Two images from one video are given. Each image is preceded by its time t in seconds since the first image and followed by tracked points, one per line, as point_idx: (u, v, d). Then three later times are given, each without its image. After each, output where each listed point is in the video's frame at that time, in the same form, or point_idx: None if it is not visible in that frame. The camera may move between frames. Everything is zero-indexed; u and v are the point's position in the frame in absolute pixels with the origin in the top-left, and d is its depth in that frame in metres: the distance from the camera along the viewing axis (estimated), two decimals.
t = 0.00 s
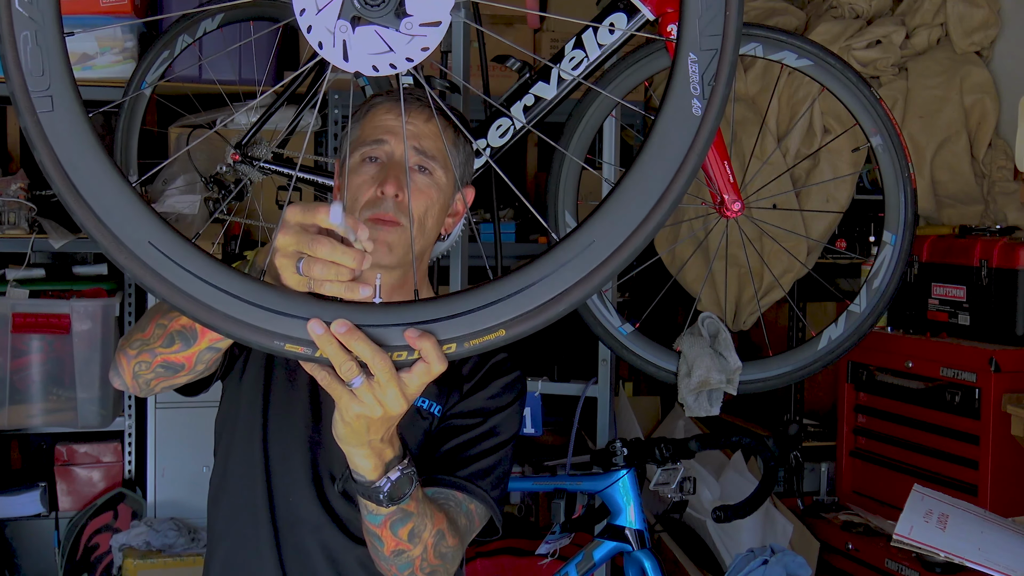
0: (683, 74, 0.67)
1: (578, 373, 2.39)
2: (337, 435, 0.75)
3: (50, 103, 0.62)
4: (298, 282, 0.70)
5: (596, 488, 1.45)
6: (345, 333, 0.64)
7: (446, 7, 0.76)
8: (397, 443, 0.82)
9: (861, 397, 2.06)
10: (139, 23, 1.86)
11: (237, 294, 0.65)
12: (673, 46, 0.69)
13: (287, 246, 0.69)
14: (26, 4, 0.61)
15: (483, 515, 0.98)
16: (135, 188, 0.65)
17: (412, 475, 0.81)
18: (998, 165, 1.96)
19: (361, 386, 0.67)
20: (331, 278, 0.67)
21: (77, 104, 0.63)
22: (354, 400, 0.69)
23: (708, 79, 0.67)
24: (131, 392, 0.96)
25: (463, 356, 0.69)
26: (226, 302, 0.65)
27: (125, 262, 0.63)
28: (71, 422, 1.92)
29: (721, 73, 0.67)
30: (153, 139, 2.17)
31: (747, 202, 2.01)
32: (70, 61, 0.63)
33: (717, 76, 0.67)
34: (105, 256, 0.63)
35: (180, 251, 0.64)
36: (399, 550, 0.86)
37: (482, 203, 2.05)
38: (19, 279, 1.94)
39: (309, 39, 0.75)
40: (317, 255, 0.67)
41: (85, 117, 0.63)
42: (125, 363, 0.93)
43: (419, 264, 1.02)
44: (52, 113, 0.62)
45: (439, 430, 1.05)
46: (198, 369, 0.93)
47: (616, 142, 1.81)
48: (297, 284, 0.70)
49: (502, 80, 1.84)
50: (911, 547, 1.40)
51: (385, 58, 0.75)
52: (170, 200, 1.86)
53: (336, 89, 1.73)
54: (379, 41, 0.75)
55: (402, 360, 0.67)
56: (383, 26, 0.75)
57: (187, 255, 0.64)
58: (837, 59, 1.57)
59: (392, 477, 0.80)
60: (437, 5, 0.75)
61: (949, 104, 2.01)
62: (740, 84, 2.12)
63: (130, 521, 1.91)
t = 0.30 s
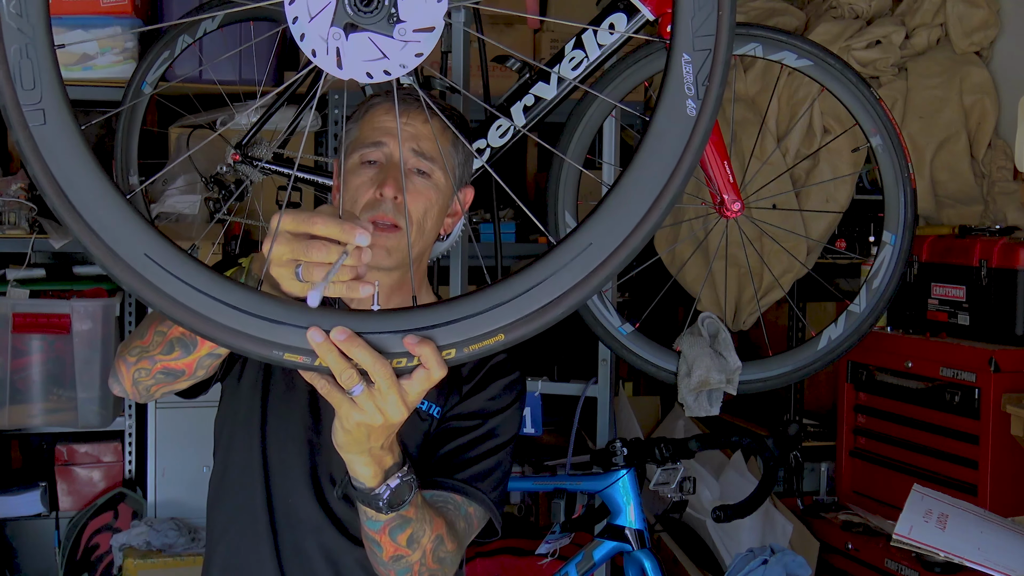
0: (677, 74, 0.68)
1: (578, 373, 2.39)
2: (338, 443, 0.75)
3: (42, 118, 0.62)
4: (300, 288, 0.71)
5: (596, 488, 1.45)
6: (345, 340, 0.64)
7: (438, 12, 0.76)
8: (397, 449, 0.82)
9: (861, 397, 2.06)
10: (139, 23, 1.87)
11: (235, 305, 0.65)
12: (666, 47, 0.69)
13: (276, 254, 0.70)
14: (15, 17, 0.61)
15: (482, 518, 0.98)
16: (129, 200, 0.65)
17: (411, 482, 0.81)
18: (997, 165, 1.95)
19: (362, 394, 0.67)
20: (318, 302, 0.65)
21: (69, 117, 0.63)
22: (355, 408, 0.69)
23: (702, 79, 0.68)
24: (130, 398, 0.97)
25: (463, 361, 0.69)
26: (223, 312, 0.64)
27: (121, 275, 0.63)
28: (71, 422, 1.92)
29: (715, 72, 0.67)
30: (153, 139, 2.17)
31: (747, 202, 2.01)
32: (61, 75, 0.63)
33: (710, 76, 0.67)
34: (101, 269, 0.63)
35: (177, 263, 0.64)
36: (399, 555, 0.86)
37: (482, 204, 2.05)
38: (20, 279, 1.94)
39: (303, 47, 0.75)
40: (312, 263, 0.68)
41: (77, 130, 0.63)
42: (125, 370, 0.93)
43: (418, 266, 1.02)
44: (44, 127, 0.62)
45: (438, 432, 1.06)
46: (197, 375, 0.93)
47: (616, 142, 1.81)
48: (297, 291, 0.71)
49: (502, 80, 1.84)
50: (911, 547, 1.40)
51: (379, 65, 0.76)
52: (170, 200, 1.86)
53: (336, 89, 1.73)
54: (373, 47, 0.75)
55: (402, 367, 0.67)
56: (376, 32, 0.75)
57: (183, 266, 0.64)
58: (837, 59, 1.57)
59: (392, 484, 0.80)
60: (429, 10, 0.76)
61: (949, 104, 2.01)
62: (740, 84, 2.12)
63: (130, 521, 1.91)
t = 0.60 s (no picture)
0: (672, 74, 0.68)
1: (578, 373, 2.40)
2: (337, 446, 0.75)
3: (40, 123, 0.62)
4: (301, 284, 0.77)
5: (596, 488, 1.45)
6: (345, 343, 0.64)
7: (435, 14, 0.76)
8: (396, 452, 0.82)
9: (861, 397, 2.06)
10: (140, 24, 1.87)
11: (233, 309, 0.65)
12: (663, 47, 0.69)
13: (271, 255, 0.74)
14: (10, 21, 0.61)
15: (480, 521, 0.99)
16: (128, 206, 0.65)
17: (411, 485, 0.81)
18: (997, 165, 1.96)
19: (361, 397, 0.67)
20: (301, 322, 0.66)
21: (67, 122, 0.63)
22: (354, 412, 0.69)
23: (698, 79, 0.68)
24: (125, 409, 0.96)
25: (462, 364, 0.69)
26: (223, 317, 0.65)
27: (120, 281, 0.63)
28: (71, 422, 1.93)
29: (711, 72, 0.67)
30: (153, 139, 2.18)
31: (747, 202, 2.02)
32: (58, 79, 0.63)
33: (707, 75, 0.67)
34: (100, 275, 0.63)
35: (176, 268, 0.65)
36: (397, 558, 0.86)
37: (482, 204, 2.05)
38: (20, 279, 1.95)
39: (301, 50, 0.76)
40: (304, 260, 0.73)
41: (75, 135, 0.63)
42: (118, 381, 0.93)
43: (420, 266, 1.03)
44: (42, 132, 0.62)
45: (437, 434, 1.05)
46: (192, 379, 0.94)
47: (616, 142, 1.81)
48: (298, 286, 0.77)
49: (502, 80, 1.85)
50: (911, 547, 1.40)
51: (376, 67, 0.75)
52: (170, 200, 1.87)
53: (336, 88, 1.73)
54: (370, 49, 0.75)
55: (402, 370, 0.67)
56: (373, 35, 0.75)
57: (182, 271, 0.65)
58: (837, 59, 1.57)
59: (391, 487, 0.80)
60: (425, 11, 0.75)
61: (949, 105, 2.01)
62: (740, 84, 2.13)
63: (130, 521, 1.92)
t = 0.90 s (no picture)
0: (686, 82, 0.68)
1: (578, 373, 2.40)
2: (339, 444, 0.75)
3: (52, 108, 0.62)
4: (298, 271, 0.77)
5: (596, 487, 1.46)
6: (348, 340, 0.65)
7: (452, 14, 0.75)
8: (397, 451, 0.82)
9: (861, 397, 2.06)
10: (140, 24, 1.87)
11: (239, 301, 0.66)
12: (675, 56, 0.69)
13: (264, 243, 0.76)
14: (27, 6, 0.61)
15: (479, 522, 0.99)
16: (137, 195, 0.65)
17: (411, 483, 0.81)
18: (997, 165, 1.97)
19: (364, 394, 0.67)
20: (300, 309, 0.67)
21: (79, 110, 0.63)
22: (357, 409, 0.69)
23: (711, 88, 0.68)
24: (117, 415, 0.97)
25: (466, 364, 0.69)
26: (229, 309, 0.65)
27: (127, 270, 0.63)
28: (71, 422, 1.93)
29: (724, 82, 0.68)
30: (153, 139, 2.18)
31: (747, 202, 2.02)
32: (73, 66, 0.63)
33: (719, 86, 0.68)
34: (107, 264, 0.63)
35: (183, 258, 0.65)
36: (397, 558, 0.86)
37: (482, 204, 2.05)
38: (21, 279, 1.95)
39: (316, 45, 0.76)
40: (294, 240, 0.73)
41: (87, 122, 0.63)
42: (107, 386, 0.93)
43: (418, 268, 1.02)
44: (54, 118, 0.62)
45: (437, 435, 1.06)
46: (180, 381, 0.93)
47: (616, 142, 1.81)
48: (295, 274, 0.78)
49: (502, 80, 1.85)
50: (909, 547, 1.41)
51: (391, 64, 0.76)
52: (171, 200, 1.87)
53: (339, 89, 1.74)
54: (385, 47, 0.76)
55: (405, 368, 0.67)
56: (389, 32, 0.76)
57: (189, 263, 0.65)
58: (836, 59, 1.57)
59: (392, 485, 0.80)
60: (442, 10, 0.75)
61: (949, 104, 2.01)
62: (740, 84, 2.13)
63: (130, 521, 1.92)
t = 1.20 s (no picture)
0: (691, 82, 0.68)
1: (578, 373, 2.40)
2: (350, 446, 0.75)
3: (61, 113, 0.62)
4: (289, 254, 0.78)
5: (596, 487, 1.46)
6: (360, 343, 0.64)
7: (461, 16, 0.76)
8: (407, 453, 0.82)
9: (861, 397, 2.06)
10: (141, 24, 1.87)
11: (248, 305, 0.66)
12: (681, 56, 0.69)
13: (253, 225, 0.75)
14: (36, 12, 0.62)
15: (484, 521, 0.99)
16: (146, 198, 0.65)
17: (422, 485, 0.82)
18: (996, 165, 1.97)
19: (377, 397, 0.67)
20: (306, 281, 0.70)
21: (88, 114, 0.64)
22: (369, 411, 0.70)
23: (716, 88, 0.68)
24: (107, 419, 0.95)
25: (477, 365, 0.69)
26: (238, 313, 0.65)
27: (137, 274, 0.63)
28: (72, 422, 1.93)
29: (728, 82, 0.68)
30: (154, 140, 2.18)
31: (746, 202, 2.02)
32: (82, 71, 0.64)
33: (725, 86, 0.68)
34: (117, 268, 0.63)
35: (192, 262, 0.65)
36: (405, 559, 0.86)
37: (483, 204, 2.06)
38: (21, 279, 1.95)
39: (326, 47, 0.76)
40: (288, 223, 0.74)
41: (96, 127, 0.64)
42: (99, 389, 0.92)
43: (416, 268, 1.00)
44: (63, 122, 0.62)
45: (439, 436, 1.06)
46: (173, 378, 0.93)
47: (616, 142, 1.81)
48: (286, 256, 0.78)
49: (502, 80, 1.85)
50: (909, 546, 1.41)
51: (401, 67, 0.76)
52: (171, 201, 1.87)
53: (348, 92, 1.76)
54: (395, 50, 0.76)
55: (416, 370, 0.67)
56: (400, 35, 0.76)
57: (199, 266, 0.65)
58: (836, 59, 1.58)
59: (403, 488, 0.80)
60: (451, 13, 0.76)
61: (948, 105, 2.01)
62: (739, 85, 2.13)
63: (131, 520, 1.92)
